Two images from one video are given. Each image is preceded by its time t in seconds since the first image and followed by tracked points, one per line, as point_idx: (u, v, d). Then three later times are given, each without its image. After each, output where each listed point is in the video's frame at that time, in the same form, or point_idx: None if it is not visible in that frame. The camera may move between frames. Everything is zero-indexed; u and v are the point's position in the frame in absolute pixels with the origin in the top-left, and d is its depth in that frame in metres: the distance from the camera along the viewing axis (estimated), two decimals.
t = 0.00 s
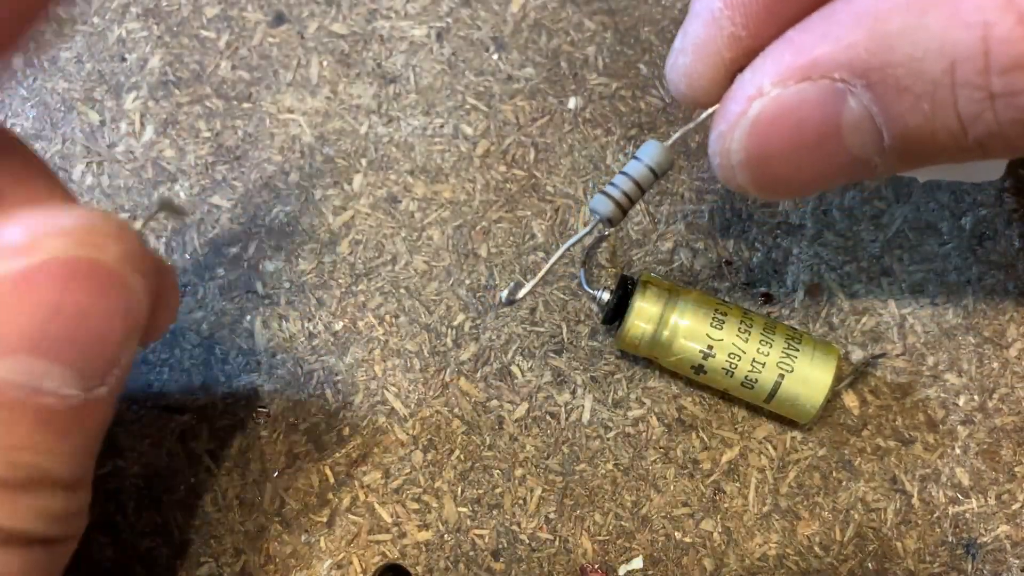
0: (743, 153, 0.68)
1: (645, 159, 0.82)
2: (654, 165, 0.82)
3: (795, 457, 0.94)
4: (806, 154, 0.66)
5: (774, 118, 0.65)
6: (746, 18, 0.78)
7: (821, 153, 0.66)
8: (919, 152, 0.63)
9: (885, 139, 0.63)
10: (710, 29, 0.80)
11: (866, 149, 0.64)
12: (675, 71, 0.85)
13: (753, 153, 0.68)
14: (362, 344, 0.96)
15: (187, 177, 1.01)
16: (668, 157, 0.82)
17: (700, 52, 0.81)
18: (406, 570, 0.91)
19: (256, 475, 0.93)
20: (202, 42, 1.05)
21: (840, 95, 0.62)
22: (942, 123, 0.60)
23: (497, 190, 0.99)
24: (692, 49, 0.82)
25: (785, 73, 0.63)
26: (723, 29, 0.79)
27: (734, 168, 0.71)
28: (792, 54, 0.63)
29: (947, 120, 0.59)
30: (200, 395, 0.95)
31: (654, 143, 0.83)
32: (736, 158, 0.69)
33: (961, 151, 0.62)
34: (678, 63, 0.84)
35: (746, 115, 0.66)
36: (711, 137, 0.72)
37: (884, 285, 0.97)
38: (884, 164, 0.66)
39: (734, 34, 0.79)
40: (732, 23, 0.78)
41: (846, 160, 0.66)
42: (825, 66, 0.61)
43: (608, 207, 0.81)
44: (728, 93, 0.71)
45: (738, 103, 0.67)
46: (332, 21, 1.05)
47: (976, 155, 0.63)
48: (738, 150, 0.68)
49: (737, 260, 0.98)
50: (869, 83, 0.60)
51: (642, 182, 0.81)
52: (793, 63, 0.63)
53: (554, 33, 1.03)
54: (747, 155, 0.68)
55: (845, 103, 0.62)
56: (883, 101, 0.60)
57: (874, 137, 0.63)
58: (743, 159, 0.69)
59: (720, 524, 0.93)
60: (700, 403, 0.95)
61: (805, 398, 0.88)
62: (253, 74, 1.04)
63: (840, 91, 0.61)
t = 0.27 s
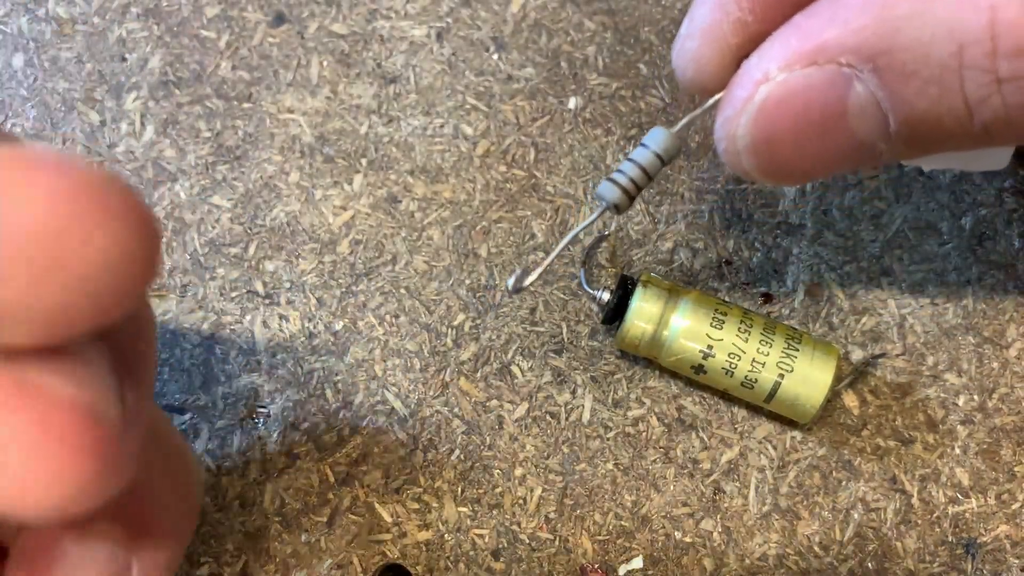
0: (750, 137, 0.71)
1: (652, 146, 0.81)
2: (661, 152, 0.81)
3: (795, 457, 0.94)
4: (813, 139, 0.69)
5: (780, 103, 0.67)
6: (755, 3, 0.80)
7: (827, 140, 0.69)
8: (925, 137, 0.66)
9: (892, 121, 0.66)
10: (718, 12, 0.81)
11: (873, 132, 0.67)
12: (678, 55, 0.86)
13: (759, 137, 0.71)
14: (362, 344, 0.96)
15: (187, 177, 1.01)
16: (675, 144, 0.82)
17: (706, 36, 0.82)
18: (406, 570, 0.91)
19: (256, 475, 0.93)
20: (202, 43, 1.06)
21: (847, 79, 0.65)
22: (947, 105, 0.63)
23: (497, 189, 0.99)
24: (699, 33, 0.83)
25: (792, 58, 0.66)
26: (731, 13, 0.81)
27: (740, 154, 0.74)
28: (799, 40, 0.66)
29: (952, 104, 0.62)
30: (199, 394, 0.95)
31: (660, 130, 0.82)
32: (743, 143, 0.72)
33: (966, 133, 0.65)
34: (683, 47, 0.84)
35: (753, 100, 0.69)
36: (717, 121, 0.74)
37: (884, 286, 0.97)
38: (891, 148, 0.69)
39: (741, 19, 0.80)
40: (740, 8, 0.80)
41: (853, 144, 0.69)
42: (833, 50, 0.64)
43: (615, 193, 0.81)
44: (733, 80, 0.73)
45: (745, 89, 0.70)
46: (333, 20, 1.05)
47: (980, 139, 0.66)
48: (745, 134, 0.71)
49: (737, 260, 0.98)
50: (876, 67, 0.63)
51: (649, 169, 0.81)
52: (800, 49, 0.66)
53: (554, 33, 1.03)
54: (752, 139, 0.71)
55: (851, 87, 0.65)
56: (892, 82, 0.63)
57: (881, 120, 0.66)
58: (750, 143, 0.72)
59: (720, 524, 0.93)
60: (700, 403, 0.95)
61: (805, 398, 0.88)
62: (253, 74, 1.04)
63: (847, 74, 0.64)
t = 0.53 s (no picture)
0: (751, 127, 0.69)
1: (651, 137, 0.81)
2: (659, 142, 0.82)
3: (795, 457, 0.94)
4: (816, 130, 0.67)
5: (782, 92, 0.66)
6: None
7: (828, 132, 0.67)
8: (928, 127, 0.66)
9: (895, 112, 0.65)
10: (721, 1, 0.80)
11: (876, 124, 0.66)
12: (678, 45, 0.85)
13: (758, 127, 0.68)
14: (362, 344, 0.96)
15: (187, 177, 1.01)
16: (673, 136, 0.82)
17: (706, 25, 0.81)
18: (406, 570, 0.91)
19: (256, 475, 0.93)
20: (202, 43, 1.06)
21: (850, 68, 0.64)
22: (952, 95, 0.63)
23: (497, 189, 0.99)
24: (698, 21, 0.82)
25: (795, 45, 0.65)
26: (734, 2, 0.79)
27: (740, 146, 0.72)
28: (801, 28, 0.65)
29: (958, 95, 0.63)
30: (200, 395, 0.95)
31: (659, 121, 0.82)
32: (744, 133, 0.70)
33: (970, 123, 0.65)
34: (683, 36, 0.84)
35: (755, 88, 0.67)
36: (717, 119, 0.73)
37: (884, 286, 0.97)
38: (892, 141, 0.68)
39: (743, 8, 0.79)
40: None
41: (854, 138, 0.67)
42: (835, 38, 0.64)
43: (614, 184, 0.80)
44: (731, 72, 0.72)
45: (748, 77, 0.68)
46: (333, 20, 1.05)
47: (981, 132, 0.67)
48: (745, 124, 0.69)
49: (737, 260, 0.98)
50: (879, 55, 0.63)
51: (649, 159, 0.80)
52: (803, 36, 0.65)
53: (554, 33, 1.03)
54: (754, 130, 0.69)
55: (855, 76, 0.64)
56: (896, 71, 0.63)
57: (884, 111, 0.65)
58: (752, 134, 0.69)
59: (720, 524, 0.93)
60: (700, 403, 0.95)
61: (805, 398, 0.88)
62: (254, 74, 1.04)
63: (849, 62, 0.64)
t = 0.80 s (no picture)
0: (785, 120, 0.64)
1: (680, 139, 0.73)
2: (690, 146, 0.73)
3: (795, 457, 0.94)
4: (853, 125, 0.62)
5: (820, 82, 0.61)
6: None
7: (867, 128, 0.62)
8: (973, 123, 0.62)
9: (942, 105, 0.61)
10: None
11: (920, 118, 0.62)
12: (701, 41, 0.80)
13: (794, 119, 0.63)
14: (362, 344, 0.96)
15: (187, 177, 1.01)
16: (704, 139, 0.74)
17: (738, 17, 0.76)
18: (406, 570, 0.91)
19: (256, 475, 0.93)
20: (202, 43, 1.06)
21: (895, 55, 0.59)
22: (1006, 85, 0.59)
23: (497, 190, 0.99)
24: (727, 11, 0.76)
25: (834, 30, 0.61)
26: None
27: (771, 141, 0.67)
28: (842, 13, 0.61)
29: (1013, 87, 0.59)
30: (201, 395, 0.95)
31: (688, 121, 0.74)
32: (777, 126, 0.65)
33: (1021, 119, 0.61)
34: (708, 30, 0.78)
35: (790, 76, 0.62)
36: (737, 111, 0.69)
37: (884, 286, 0.97)
38: (934, 137, 0.64)
39: None
40: None
41: (896, 133, 0.63)
42: (880, 22, 0.60)
43: (643, 195, 0.72)
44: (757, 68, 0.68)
45: (781, 65, 0.63)
46: (333, 21, 1.05)
47: None
48: (779, 117, 0.64)
49: (737, 260, 0.98)
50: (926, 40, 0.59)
51: (681, 165, 0.72)
52: (846, 19, 0.61)
53: (554, 33, 1.03)
54: (788, 123, 0.64)
55: (900, 63, 0.59)
56: (944, 58, 0.59)
57: (930, 102, 0.61)
58: (786, 127, 0.64)
59: (720, 524, 0.93)
60: (700, 403, 0.95)
61: (805, 398, 0.88)
62: (253, 74, 1.04)
63: (896, 47, 0.59)
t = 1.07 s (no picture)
0: (800, 105, 0.61)
1: (690, 127, 0.62)
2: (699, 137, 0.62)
3: (795, 457, 0.94)
4: (869, 113, 0.60)
5: (840, 58, 0.59)
6: None
7: (881, 116, 0.60)
8: (988, 106, 0.64)
9: (958, 92, 0.62)
10: None
11: (936, 102, 0.61)
12: (710, 27, 0.79)
13: (809, 107, 0.61)
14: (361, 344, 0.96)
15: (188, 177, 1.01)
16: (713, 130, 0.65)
17: None
18: (406, 570, 0.91)
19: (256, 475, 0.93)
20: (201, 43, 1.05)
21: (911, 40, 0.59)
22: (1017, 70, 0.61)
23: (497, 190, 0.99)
24: None
25: (850, 11, 0.60)
26: None
27: (782, 129, 0.63)
28: None
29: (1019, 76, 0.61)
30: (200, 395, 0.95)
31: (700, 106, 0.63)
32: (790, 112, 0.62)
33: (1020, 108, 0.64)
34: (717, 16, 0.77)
35: (804, 57, 0.60)
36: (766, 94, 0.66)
37: (884, 286, 0.97)
38: (947, 124, 0.64)
39: None
40: None
41: (913, 118, 0.61)
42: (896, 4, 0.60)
43: (648, 188, 0.61)
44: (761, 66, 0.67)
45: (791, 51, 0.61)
46: (332, 21, 1.05)
47: None
48: (794, 105, 0.61)
49: (737, 260, 0.98)
50: (946, 22, 0.60)
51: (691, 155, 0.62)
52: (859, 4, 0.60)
53: (554, 33, 1.03)
54: (803, 108, 0.61)
55: (917, 47, 0.59)
56: (961, 44, 0.60)
57: (946, 90, 0.61)
58: (800, 115, 0.61)
59: (720, 524, 0.93)
60: (700, 402, 0.95)
61: (805, 398, 0.88)
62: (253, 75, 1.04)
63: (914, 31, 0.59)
